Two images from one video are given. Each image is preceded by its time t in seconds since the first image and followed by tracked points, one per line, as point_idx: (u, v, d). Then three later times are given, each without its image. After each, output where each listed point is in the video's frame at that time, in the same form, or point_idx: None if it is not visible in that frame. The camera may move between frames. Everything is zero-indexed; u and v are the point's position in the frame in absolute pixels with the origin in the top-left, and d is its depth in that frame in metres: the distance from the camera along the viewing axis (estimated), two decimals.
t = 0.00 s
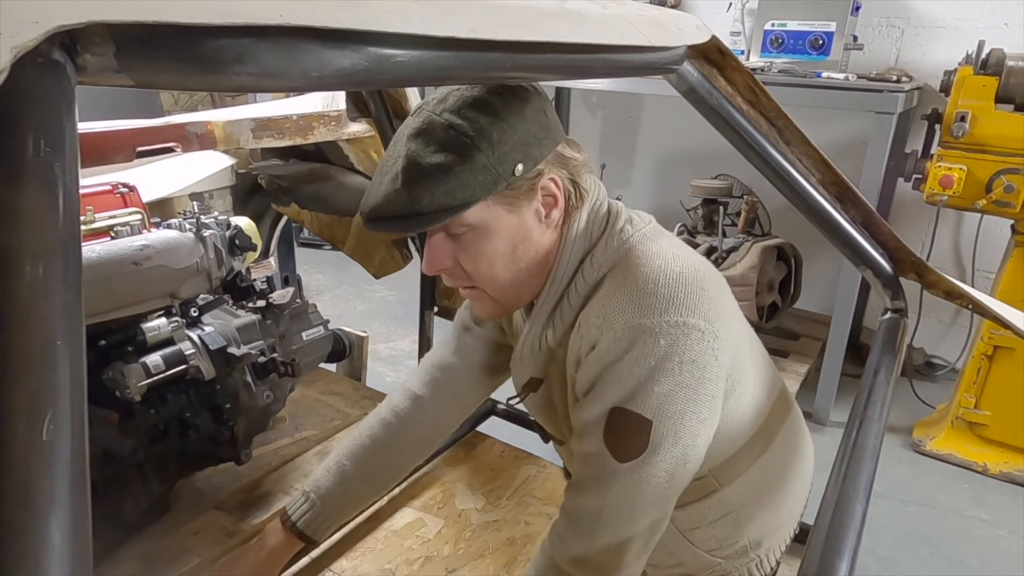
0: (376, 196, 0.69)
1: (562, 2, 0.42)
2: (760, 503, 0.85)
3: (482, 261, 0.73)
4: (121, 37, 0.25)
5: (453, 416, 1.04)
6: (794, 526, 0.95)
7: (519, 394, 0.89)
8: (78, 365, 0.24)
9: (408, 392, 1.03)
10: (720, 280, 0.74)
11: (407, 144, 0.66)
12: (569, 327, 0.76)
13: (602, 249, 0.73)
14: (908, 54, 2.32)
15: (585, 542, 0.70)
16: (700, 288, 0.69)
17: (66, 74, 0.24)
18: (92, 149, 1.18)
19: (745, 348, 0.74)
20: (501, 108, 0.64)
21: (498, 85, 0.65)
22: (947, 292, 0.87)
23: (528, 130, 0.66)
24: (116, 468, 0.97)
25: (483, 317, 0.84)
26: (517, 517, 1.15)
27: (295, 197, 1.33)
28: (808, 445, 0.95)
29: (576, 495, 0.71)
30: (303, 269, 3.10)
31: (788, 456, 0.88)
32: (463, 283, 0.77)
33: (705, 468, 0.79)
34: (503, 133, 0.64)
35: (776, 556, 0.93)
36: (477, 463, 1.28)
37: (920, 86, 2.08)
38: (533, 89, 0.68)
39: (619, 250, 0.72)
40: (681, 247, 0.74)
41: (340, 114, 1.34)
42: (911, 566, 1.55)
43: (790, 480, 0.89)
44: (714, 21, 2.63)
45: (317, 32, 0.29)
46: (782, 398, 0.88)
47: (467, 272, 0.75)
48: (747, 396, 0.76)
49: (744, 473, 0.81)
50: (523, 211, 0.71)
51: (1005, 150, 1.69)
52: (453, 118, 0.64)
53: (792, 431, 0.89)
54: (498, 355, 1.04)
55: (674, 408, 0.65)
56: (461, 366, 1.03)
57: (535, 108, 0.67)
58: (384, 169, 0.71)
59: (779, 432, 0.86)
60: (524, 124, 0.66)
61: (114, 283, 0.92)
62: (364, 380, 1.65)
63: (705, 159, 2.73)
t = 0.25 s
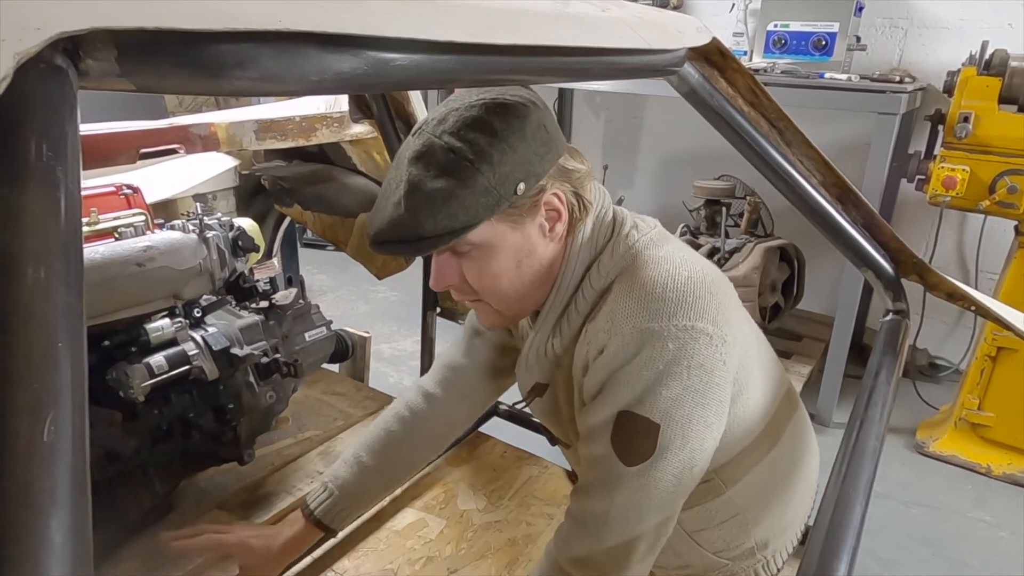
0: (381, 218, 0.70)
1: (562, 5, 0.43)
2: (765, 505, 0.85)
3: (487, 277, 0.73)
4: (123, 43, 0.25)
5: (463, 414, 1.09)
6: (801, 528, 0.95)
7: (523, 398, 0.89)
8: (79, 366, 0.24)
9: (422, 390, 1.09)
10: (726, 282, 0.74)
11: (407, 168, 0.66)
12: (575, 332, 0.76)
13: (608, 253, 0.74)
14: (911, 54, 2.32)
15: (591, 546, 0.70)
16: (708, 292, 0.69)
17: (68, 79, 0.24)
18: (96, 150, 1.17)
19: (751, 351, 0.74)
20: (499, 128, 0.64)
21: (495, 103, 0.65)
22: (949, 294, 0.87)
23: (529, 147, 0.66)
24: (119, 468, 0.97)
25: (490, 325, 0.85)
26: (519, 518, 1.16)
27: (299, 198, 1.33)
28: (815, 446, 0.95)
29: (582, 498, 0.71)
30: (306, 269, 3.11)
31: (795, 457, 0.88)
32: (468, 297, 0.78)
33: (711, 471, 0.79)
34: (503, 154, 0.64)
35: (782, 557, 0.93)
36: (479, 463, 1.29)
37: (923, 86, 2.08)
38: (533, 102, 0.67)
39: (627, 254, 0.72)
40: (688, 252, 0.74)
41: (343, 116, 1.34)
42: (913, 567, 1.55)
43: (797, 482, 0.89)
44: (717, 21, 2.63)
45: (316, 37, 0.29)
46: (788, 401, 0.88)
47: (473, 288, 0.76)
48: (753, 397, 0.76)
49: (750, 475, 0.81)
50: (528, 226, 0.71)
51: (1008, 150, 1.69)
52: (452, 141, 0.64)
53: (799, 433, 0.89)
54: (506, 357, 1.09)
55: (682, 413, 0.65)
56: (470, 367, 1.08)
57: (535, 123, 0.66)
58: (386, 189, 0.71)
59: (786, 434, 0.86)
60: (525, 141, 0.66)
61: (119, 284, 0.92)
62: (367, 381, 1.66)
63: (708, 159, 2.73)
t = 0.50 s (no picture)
0: (381, 214, 0.69)
1: (562, 8, 0.43)
2: (761, 509, 0.85)
3: (490, 272, 0.73)
4: (119, 44, 0.25)
5: (465, 413, 1.06)
6: (797, 531, 0.95)
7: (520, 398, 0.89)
8: (72, 367, 0.24)
9: (422, 389, 1.06)
10: (723, 284, 0.74)
11: (410, 162, 0.66)
12: (572, 332, 0.76)
13: (606, 253, 0.74)
14: (912, 58, 2.32)
15: (586, 547, 0.70)
16: (703, 292, 0.69)
17: (64, 79, 0.24)
18: (96, 148, 1.17)
19: (748, 353, 0.74)
20: (502, 124, 0.65)
21: (499, 98, 0.65)
22: (947, 299, 0.87)
23: (531, 144, 0.66)
24: (117, 467, 0.97)
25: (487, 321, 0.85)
26: (516, 519, 1.16)
27: (298, 198, 1.33)
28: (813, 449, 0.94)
29: (578, 498, 0.71)
30: (306, 269, 3.11)
31: (792, 461, 0.88)
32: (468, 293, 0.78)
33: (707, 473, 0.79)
34: (506, 149, 0.65)
35: (778, 561, 0.93)
36: (476, 464, 1.29)
37: (924, 90, 2.08)
38: (534, 100, 0.68)
39: (624, 254, 0.72)
40: (686, 253, 0.74)
41: (343, 116, 1.35)
42: (911, 571, 1.55)
43: (793, 485, 0.89)
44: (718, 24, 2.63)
45: (314, 39, 0.29)
46: (785, 403, 0.88)
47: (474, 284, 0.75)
48: (749, 400, 0.76)
49: (747, 478, 0.81)
50: (530, 222, 0.71)
51: (1009, 155, 1.69)
52: (456, 136, 0.64)
53: (796, 435, 0.89)
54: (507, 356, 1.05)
55: (676, 413, 0.65)
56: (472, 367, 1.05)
57: (537, 120, 0.67)
58: (387, 185, 0.71)
59: (783, 437, 0.86)
60: (528, 137, 0.66)
61: (117, 283, 0.92)
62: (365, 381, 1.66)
63: (709, 161, 2.73)
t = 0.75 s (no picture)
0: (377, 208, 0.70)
1: (559, 6, 0.43)
2: (759, 509, 0.84)
3: (481, 268, 0.73)
4: (114, 42, 0.25)
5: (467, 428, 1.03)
6: (797, 532, 0.94)
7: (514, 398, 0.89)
8: (65, 365, 0.24)
9: (425, 409, 1.02)
10: (712, 282, 0.74)
11: (403, 156, 0.66)
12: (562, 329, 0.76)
13: (594, 250, 0.74)
14: (910, 58, 2.32)
15: (575, 546, 0.70)
16: (687, 287, 0.69)
17: (59, 77, 0.24)
18: (94, 147, 1.18)
19: (739, 351, 0.74)
20: (496, 116, 0.65)
21: (490, 95, 0.66)
22: (945, 299, 0.87)
23: (523, 138, 0.66)
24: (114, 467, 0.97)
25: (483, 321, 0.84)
26: (514, 519, 1.16)
27: (296, 198, 1.32)
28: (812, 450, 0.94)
29: (566, 495, 0.71)
30: (305, 269, 3.11)
31: (790, 461, 0.87)
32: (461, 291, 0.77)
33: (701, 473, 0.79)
34: (496, 142, 0.65)
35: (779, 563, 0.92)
36: (475, 464, 1.29)
37: (922, 90, 2.08)
38: (528, 98, 0.68)
39: (610, 250, 0.73)
40: (676, 251, 0.74)
41: (342, 116, 1.34)
42: (910, 571, 1.55)
43: (792, 487, 0.88)
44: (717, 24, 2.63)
45: (309, 37, 0.29)
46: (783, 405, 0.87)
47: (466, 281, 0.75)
48: (742, 399, 0.75)
49: (744, 478, 0.81)
50: (521, 217, 0.71)
51: (1007, 155, 1.69)
52: (446, 129, 0.64)
53: (795, 436, 0.89)
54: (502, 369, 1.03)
55: (658, 408, 0.65)
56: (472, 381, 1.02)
57: (530, 116, 0.67)
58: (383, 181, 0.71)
59: (781, 437, 0.86)
60: (519, 132, 0.66)
61: (115, 283, 0.92)
62: (364, 381, 1.66)
63: (708, 162, 2.73)
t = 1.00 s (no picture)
0: (443, 170, 0.65)
1: (562, 5, 0.43)
2: (763, 505, 0.84)
3: (563, 223, 0.69)
4: (116, 40, 0.25)
5: (475, 415, 1.06)
6: (802, 527, 0.94)
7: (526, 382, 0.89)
8: (67, 365, 0.24)
9: (436, 392, 1.05)
10: (727, 275, 0.72)
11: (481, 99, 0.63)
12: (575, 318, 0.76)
13: (613, 241, 0.72)
14: (912, 57, 2.31)
15: (578, 535, 0.72)
16: (704, 286, 0.68)
17: (61, 76, 0.25)
18: (94, 145, 1.19)
19: (752, 345, 0.73)
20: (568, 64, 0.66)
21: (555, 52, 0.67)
22: (946, 297, 0.87)
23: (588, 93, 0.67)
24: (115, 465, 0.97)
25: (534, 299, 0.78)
26: (515, 518, 1.16)
27: (297, 196, 1.35)
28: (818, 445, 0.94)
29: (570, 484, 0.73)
30: (306, 267, 3.11)
31: (796, 455, 0.87)
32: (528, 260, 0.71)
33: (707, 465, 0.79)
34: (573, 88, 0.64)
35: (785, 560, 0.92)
36: (475, 463, 1.29)
37: (923, 89, 2.08)
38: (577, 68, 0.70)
39: (626, 243, 0.71)
40: (692, 243, 0.72)
41: (342, 114, 1.34)
42: (910, 570, 1.55)
43: (797, 482, 0.88)
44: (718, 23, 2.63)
45: (311, 35, 0.29)
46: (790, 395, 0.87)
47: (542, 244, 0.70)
48: (752, 392, 0.75)
49: (750, 474, 0.81)
50: (590, 170, 0.70)
51: (1009, 154, 1.69)
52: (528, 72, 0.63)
53: (801, 431, 0.89)
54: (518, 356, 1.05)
55: (667, 409, 0.64)
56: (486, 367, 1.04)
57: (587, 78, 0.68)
58: (438, 146, 0.67)
59: (788, 431, 0.86)
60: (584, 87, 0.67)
61: (116, 281, 0.92)
62: (365, 379, 1.66)
63: (709, 160, 2.73)
